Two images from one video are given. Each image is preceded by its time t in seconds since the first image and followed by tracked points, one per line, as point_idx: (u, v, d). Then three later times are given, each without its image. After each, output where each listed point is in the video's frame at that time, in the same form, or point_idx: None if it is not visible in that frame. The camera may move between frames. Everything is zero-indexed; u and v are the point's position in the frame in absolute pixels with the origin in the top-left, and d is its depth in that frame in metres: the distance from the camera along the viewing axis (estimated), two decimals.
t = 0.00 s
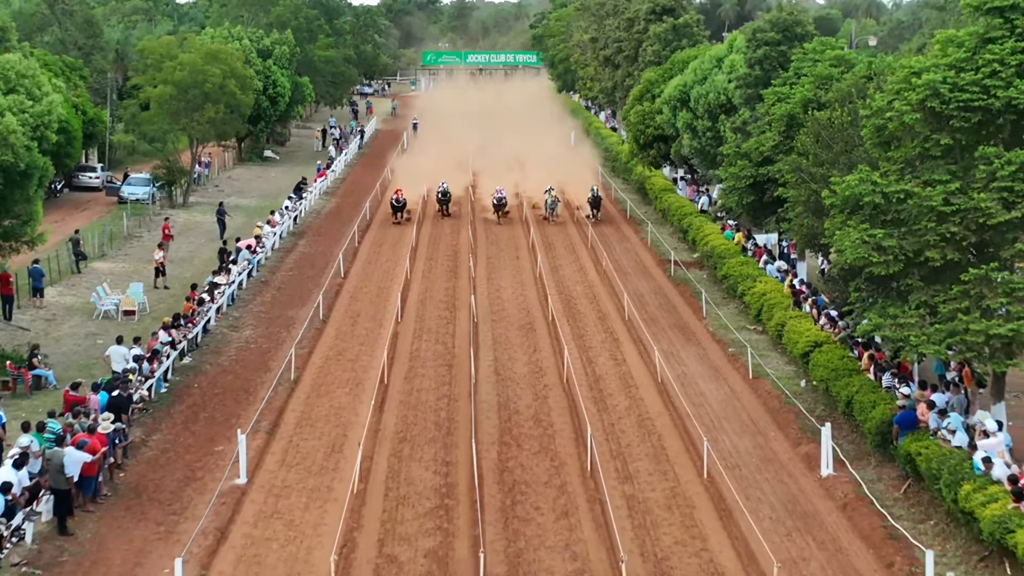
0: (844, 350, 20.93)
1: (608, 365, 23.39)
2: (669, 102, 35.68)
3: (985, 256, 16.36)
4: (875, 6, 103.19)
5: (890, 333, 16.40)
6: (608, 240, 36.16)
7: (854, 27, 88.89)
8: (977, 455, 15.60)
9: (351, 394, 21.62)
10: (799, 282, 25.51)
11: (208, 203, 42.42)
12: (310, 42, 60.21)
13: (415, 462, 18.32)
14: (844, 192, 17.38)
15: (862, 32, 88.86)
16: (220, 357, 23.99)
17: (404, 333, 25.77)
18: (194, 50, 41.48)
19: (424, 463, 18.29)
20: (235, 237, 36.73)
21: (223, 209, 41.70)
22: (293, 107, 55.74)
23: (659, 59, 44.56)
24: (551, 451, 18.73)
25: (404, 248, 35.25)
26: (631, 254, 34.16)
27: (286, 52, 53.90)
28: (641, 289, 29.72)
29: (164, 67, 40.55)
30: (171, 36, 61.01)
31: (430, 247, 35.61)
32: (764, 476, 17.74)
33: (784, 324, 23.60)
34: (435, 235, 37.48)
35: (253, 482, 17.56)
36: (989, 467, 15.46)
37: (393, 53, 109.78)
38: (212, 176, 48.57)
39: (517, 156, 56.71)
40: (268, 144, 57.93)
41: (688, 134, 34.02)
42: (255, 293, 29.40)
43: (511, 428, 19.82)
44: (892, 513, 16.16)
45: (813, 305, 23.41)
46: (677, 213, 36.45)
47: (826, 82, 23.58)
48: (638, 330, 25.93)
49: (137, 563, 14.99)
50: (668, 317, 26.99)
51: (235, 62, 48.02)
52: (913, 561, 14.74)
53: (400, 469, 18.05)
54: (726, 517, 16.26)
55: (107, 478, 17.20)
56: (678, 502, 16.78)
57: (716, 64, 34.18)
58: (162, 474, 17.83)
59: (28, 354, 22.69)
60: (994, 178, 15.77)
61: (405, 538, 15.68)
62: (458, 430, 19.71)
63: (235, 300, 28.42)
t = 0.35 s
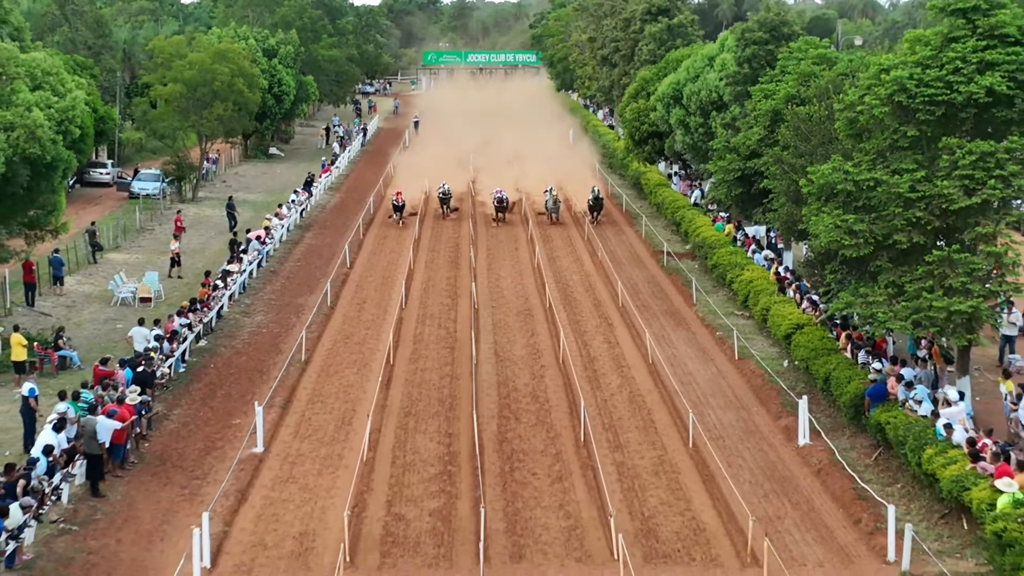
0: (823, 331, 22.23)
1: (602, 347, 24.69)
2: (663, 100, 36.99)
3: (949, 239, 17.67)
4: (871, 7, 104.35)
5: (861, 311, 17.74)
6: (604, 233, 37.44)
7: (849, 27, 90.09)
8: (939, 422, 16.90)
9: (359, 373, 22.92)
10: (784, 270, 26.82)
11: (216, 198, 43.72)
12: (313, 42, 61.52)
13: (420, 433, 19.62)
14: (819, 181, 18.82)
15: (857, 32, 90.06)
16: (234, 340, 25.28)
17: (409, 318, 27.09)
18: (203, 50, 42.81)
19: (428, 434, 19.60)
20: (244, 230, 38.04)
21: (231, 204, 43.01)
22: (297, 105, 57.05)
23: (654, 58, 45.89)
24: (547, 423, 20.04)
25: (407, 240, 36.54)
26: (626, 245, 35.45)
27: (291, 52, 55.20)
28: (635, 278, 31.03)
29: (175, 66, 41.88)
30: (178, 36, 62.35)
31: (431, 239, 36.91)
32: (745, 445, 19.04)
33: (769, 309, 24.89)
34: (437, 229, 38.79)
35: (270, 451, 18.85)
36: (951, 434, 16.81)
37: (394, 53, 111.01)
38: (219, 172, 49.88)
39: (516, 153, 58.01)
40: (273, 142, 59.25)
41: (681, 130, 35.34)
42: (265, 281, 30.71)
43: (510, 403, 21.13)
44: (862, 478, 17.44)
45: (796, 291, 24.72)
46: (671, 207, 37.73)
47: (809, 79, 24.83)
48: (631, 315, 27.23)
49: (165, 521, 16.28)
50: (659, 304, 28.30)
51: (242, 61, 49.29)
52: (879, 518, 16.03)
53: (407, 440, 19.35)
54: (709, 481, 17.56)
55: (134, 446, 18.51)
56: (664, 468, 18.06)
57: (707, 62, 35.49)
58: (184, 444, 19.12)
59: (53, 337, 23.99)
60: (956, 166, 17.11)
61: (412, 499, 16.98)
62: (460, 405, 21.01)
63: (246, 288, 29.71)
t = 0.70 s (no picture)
0: (807, 316, 23.41)
1: (597, 333, 25.86)
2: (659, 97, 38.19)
3: (921, 227, 18.84)
4: (867, 7, 105.26)
5: (838, 293, 18.93)
6: (601, 227, 38.61)
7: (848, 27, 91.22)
8: (910, 397, 18.05)
9: (365, 356, 24.10)
10: (772, 260, 27.99)
11: (224, 194, 44.91)
12: (317, 42, 62.71)
13: (424, 411, 20.79)
14: (799, 172, 20.04)
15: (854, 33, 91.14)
16: (245, 326, 26.45)
17: (412, 307, 28.27)
18: (211, 49, 43.97)
19: (432, 411, 20.77)
20: (252, 224, 39.23)
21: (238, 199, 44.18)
22: (301, 104, 58.23)
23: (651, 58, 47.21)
24: (543, 402, 21.21)
25: (410, 235, 37.73)
26: (623, 239, 36.61)
27: (295, 51, 56.37)
28: (630, 269, 32.18)
29: (183, 66, 43.05)
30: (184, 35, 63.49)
31: (433, 234, 38.08)
32: (730, 422, 20.20)
33: (756, 297, 26.07)
34: (438, 224, 39.90)
35: (283, 427, 20.02)
36: (920, 407, 17.98)
37: (395, 53, 112.16)
38: (226, 168, 51.04)
39: (516, 151, 59.14)
40: (278, 140, 60.42)
41: (675, 127, 36.51)
42: (274, 272, 31.91)
43: (509, 383, 22.29)
44: (838, 450, 18.61)
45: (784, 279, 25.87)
46: (666, 202, 38.85)
47: (793, 77, 25.98)
48: (625, 304, 28.40)
49: (186, 488, 17.46)
50: (653, 293, 29.43)
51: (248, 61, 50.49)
52: (852, 485, 17.21)
53: (411, 416, 20.51)
54: (695, 452, 18.73)
55: (156, 421, 19.70)
56: (654, 442, 19.22)
57: (700, 62, 36.66)
58: (202, 420, 20.29)
59: (74, 323, 25.15)
60: (927, 158, 18.30)
61: (417, 469, 18.15)
62: (462, 385, 22.18)
63: (256, 278, 30.90)
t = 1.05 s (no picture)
0: (792, 303, 24.58)
1: (593, 320, 27.00)
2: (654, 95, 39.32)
3: (897, 216, 19.98)
4: (863, 6, 106.28)
5: (818, 278, 20.10)
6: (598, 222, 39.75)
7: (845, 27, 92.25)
8: (885, 375, 19.20)
9: (371, 341, 25.27)
10: (761, 251, 29.14)
11: (231, 190, 46.08)
12: (321, 42, 63.87)
13: (428, 391, 21.95)
14: (783, 165, 21.21)
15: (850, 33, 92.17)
16: (256, 314, 27.61)
17: (415, 296, 29.43)
18: (218, 49, 45.12)
19: (436, 391, 21.94)
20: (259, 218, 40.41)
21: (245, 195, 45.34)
22: (305, 103, 59.39)
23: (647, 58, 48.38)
24: (541, 383, 22.37)
25: (413, 230, 38.87)
26: (619, 233, 37.77)
27: (299, 51, 57.52)
28: (626, 261, 33.34)
29: (192, 65, 44.22)
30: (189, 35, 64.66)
31: (435, 229, 39.22)
32: (717, 401, 21.35)
33: (745, 286, 27.21)
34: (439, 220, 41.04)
35: (295, 405, 21.18)
36: (895, 384, 19.19)
37: (396, 53, 113.32)
38: (232, 166, 52.19)
39: (516, 149, 60.24)
40: (282, 138, 61.58)
41: (670, 124, 37.66)
42: (282, 264, 33.08)
43: (508, 366, 23.44)
44: (818, 426, 19.77)
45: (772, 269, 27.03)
46: (661, 197, 39.97)
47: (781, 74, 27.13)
48: (620, 293, 29.56)
49: (205, 460, 18.60)
50: (647, 284, 30.59)
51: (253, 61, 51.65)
52: (829, 457, 18.37)
53: (416, 396, 21.67)
54: (684, 428, 19.89)
55: (174, 400, 20.84)
56: (644, 419, 20.36)
57: (694, 61, 37.79)
58: (217, 399, 21.43)
59: (92, 311, 26.28)
60: (901, 150, 19.44)
61: (422, 443, 19.29)
62: (464, 368, 23.34)
63: (265, 269, 32.07)
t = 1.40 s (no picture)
0: (777, 289, 25.88)
1: (589, 307, 28.29)
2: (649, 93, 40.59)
3: (872, 205, 21.27)
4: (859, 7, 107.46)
5: (798, 263, 21.40)
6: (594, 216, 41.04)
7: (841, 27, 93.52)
8: (860, 353, 20.49)
9: (377, 326, 26.57)
10: (749, 241, 30.43)
11: (238, 186, 47.37)
12: (324, 42, 65.15)
13: (431, 371, 23.26)
14: (766, 157, 22.52)
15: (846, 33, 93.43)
16: (266, 301, 28.90)
17: (418, 285, 30.73)
18: (226, 49, 46.36)
19: (439, 371, 23.24)
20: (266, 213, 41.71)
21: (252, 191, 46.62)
22: (309, 102, 60.68)
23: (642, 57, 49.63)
24: (538, 363, 23.66)
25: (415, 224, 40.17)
26: (614, 226, 39.06)
27: (304, 51, 58.80)
28: (620, 253, 34.64)
29: (200, 65, 45.47)
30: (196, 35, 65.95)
31: (437, 223, 40.51)
32: (704, 380, 22.64)
33: (734, 275, 28.49)
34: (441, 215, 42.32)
35: (306, 383, 22.47)
36: (869, 361, 20.50)
37: (397, 52, 114.62)
38: (238, 163, 53.47)
39: (515, 147, 61.43)
40: (287, 136, 62.87)
41: (664, 121, 38.94)
42: (290, 255, 34.39)
43: (507, 348, 24.72)
44: (798, 401, 21.07)
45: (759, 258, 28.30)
46: (656, 192, 41.25)
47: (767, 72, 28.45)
48: (615, 283, 30.85)
49: (223, 432, 19.90)
50: (640, 274, 31.88)
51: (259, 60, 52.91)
52: (807, 429, 19.66)
53: (420, 375, 22.98)
54: (672, 403, 21.19)
55: (193, 378, 22.15)
56: (635, 395, 21.66)
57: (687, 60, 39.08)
58: (233, 378, 22.73)
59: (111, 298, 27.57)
60: (875, 143, 20.74)
61: (426, 417, 20.58)
62: (465, 350, 24.64)
63: (274, 260, 33.38)
